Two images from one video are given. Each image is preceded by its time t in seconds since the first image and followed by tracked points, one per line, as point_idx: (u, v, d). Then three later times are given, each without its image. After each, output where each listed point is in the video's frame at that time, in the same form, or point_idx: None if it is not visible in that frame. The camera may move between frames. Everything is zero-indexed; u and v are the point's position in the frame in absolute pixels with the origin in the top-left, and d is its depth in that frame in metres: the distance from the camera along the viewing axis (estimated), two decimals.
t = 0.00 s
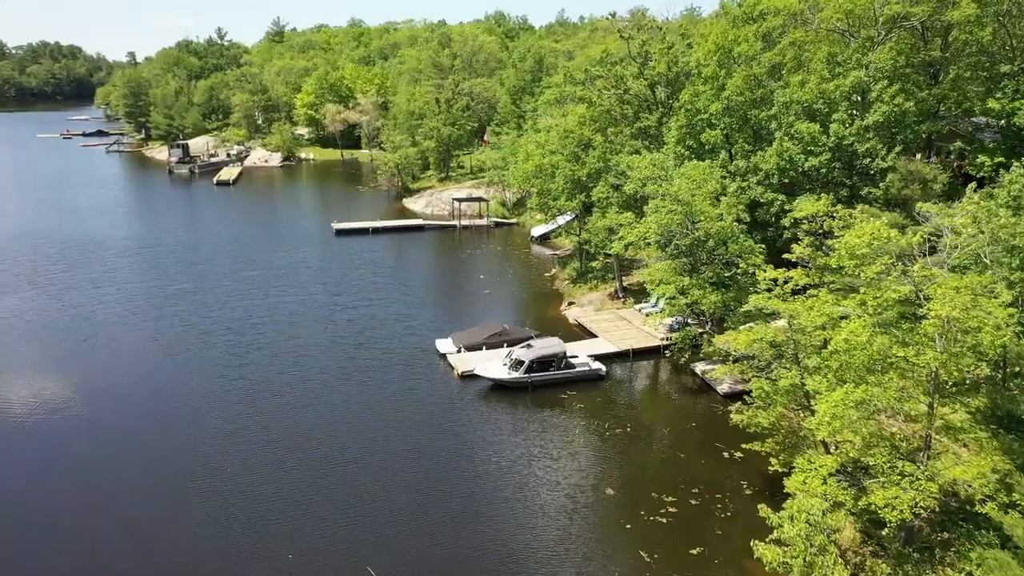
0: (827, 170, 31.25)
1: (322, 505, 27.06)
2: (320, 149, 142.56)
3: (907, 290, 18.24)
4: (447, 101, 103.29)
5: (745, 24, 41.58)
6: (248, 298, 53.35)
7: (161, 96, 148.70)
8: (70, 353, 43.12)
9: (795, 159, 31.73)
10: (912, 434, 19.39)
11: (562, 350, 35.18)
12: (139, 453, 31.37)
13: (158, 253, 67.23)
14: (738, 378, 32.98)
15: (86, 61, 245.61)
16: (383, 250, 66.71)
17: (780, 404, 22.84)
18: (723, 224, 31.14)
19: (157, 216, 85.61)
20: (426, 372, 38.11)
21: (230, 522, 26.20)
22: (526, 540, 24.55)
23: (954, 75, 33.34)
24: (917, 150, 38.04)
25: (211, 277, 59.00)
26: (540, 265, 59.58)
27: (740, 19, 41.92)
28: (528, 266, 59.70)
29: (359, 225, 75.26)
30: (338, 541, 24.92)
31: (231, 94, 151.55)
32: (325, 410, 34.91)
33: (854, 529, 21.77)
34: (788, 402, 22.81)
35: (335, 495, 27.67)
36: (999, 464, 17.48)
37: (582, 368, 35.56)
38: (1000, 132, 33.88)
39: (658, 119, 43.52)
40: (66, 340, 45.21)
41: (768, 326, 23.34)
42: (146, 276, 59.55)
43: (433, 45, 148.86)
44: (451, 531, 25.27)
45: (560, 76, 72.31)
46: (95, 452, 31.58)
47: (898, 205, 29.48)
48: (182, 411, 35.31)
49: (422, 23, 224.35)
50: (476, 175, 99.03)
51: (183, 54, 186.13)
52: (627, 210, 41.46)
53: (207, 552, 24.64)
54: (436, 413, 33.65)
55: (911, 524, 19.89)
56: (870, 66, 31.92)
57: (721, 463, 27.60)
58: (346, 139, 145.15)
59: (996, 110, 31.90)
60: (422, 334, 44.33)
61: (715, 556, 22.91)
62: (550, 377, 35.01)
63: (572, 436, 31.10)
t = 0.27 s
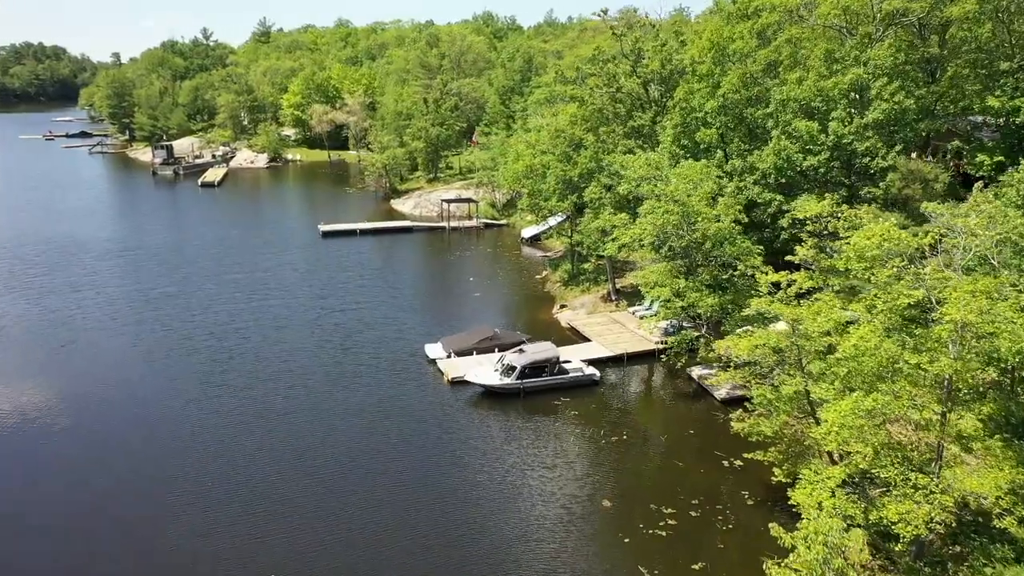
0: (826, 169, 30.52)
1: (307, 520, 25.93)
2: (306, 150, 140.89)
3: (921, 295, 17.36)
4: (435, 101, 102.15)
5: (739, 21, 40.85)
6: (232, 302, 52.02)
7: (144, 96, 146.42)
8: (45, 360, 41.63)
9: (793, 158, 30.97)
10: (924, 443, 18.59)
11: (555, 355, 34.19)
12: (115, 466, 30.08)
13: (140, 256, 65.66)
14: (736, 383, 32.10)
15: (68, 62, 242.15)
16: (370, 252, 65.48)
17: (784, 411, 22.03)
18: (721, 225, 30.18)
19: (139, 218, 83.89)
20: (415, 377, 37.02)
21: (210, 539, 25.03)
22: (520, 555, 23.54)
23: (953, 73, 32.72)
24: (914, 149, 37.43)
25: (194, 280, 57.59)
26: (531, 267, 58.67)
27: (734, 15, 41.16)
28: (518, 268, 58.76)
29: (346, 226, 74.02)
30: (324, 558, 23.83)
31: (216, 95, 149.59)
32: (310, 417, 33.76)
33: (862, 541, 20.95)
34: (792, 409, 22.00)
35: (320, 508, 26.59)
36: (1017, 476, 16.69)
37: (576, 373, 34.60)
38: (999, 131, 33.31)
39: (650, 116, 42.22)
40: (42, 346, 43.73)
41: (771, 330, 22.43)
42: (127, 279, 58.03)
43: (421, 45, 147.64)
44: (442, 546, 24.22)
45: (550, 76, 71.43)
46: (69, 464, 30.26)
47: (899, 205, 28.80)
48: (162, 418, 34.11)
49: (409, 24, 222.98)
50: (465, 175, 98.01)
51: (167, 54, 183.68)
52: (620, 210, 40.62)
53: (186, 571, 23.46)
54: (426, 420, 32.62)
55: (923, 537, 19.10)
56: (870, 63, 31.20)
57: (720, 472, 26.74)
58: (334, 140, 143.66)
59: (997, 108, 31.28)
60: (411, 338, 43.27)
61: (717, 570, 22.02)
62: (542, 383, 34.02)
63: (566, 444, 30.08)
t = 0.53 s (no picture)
0: (823, 168, 29.78)
1: (287, 535, 24.70)
2: (291, 151, 139.06)
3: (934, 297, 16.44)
4: (421, 100, 100.95)
5: (731, 17, 40.08)
6: (213, 305, 50.57)
7: (125, 97, 143.95)
8: (16, 368, 40.03)
9: (789, 157, 30.23)
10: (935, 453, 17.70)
11: (546, 360, 33.17)
12: (87, 480, 28.69)
13: (118, 259, 63.93)
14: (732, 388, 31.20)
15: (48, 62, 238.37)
16: (355, 254, 64.21)
17: (787, 420, 21.19)
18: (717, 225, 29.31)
19: (119, 220, 81.98)
20: (402, 383, 35.90)
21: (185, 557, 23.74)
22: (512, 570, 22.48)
23: (950, 69, 32.12)
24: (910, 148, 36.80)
25: (173, 284, 56.03)
26: (520, 269, 57.67)
27: (726, 12, 40.41)
28: (507, 270, 57.75)
29: (331, 228, 72.66)
30: None
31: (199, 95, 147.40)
32: (293, 425, 32.50)
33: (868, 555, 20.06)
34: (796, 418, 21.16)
35: (301, 522, 25.39)
36: None
37: (567, 378, 33.58)
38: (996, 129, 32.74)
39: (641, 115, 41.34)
40: (14, 353, 42.10)
41: (772, 335, 21.54)
42: (104, 283, 56.35)
43: (406, 44, 146.33)
44: (430, 562, 23.09)
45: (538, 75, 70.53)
46: (38, 479, 28.83)
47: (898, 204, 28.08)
48: (138, 427, 32.77)
49: (394, 23, 221.33)
50: (452, 176, 96.88)
51: (149, 54, 181.04)
52: (611, 211, 39.73)
53: None
54: (413, 428, 31.50)
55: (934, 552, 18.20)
56: (868, 59, 30.53)
57: (718, 481, 25.83)
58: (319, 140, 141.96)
59: (994, 106, 30.70)
60: (397, 342, 42.10)
61: None
62: (533, 389, 33.00)
63: (558, 453, 29.01)
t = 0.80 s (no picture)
0: (819, 167, 29.07)
1: (266, 550, 23.48)
2: (275, 151, 137.21)
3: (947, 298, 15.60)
4: (406, 100, 99.76)
5: (723, 13, 39.34)
6: (193, 308, 49.12)
7: (105, 96, 141.42)
8: None
9: (785, 155, 29.50)
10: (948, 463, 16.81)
11: (537, 365, 32.16)
12: (56, 492, 27.30)
13: (96, 261, 62.22)
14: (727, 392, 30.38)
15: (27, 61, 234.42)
16: (340, 256, 62.92)
17: (790, 427, 20.31)
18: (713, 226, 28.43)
19: (97, 221, 80.06)
20: (387, 389, 34.76)
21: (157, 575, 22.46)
22: None
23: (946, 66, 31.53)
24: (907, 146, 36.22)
25: (152, 286, 54.47)
26: (508, 271, 56.70)
27: (718, 7, 39.67)
28: (495, 272, 56.76)
29: (315, 229, 71.29)
30: None
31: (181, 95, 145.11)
32: (274, 433, 31.27)
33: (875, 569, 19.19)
34: (799, 424, 20.31)
35: (283, 536, 24.21)
36: None
37: (558, 383, 32.59)
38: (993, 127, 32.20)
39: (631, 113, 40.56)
40: None
41: (774, 338, 20.71)
42: (80, 286, 54.69)
43: (392, 44, 144.93)
44: None
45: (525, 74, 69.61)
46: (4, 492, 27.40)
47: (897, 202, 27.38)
48: (113, 436, 31.41)
49: (379, 23, 219.79)
50: (438, 177, 95.75)
51: (130, 53, 178.26)
52: (602, 211, 38.87)
53: None
54: (399, 435, 30.38)
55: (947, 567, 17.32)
56: (864, 54, 29.86)
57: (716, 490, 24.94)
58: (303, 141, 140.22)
59: (991, 103, 30.16)
60: (383, 346, 40.95)
61: None
62: (523, 394, 31.97)
63: (550, 461, 27.99)
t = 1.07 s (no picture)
0: (817, 165, 28.35)
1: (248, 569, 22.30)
2: (259, 152, 135.41)
3: (967, 303, 14.71)
4: (393, 100, 98.57)
5: (717, 9, 38.63)
6: (173, 312, 47.74)
7: (86, 96, 138.95)
8: None
9: (782, 153, 28.77)
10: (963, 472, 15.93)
11: (529, 369, 31.19)
12: (26, 507, 25.98)
13: (74, 264, 60.55)
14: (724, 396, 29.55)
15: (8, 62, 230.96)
16: (325, 257, 61.67)
17: (795, 434, 19.46)
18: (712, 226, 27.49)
19: (77, 223, 78.20)
20: (374, 394, 33.66)
21: None
22: None
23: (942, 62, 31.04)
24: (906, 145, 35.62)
25: (132, 290, 52.96)
26: (498, 272, 55.77)
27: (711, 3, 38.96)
28: (484, 273, 55.81)
29: (300, 231, 69.98)
30: None
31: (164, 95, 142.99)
32: (257, 442, 30.09)
33: None
34: (804, 431, 19.46)
35: (265, 552, 23.06)
36: None
37: (551, 388, 31.63)
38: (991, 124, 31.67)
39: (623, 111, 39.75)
40: None
41: (777, 342, 19.94)
42: (57, 289, 53.10)
43: (378, 43, 143.58)
44: None
45: (514, 72, 68.73)
46: None
47: (897, 201, 26.73)
48: (88, 446, 30.11)
49: (365, 23, 218.13)
50: (426, 177, 94.69)
51: (112, 53, 175.56)
52: (594, 211, 38.04)
53: None
54: (387, 443, 29.30)
55: None
56: (862, 50, 29.19)
57: (716, 500, 24.06)
58: (289, 141, 138.53)
59: (990, 99, 29.58)
60: (370, 350, 39.83)
61: None
62: (515, 400, 30.98)
63: (544, 470, 26.99)
